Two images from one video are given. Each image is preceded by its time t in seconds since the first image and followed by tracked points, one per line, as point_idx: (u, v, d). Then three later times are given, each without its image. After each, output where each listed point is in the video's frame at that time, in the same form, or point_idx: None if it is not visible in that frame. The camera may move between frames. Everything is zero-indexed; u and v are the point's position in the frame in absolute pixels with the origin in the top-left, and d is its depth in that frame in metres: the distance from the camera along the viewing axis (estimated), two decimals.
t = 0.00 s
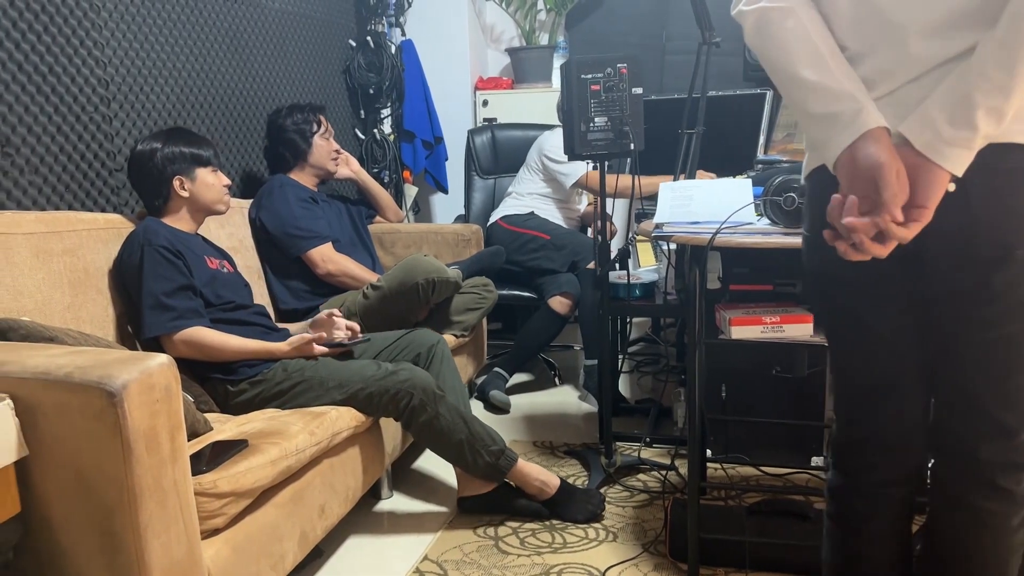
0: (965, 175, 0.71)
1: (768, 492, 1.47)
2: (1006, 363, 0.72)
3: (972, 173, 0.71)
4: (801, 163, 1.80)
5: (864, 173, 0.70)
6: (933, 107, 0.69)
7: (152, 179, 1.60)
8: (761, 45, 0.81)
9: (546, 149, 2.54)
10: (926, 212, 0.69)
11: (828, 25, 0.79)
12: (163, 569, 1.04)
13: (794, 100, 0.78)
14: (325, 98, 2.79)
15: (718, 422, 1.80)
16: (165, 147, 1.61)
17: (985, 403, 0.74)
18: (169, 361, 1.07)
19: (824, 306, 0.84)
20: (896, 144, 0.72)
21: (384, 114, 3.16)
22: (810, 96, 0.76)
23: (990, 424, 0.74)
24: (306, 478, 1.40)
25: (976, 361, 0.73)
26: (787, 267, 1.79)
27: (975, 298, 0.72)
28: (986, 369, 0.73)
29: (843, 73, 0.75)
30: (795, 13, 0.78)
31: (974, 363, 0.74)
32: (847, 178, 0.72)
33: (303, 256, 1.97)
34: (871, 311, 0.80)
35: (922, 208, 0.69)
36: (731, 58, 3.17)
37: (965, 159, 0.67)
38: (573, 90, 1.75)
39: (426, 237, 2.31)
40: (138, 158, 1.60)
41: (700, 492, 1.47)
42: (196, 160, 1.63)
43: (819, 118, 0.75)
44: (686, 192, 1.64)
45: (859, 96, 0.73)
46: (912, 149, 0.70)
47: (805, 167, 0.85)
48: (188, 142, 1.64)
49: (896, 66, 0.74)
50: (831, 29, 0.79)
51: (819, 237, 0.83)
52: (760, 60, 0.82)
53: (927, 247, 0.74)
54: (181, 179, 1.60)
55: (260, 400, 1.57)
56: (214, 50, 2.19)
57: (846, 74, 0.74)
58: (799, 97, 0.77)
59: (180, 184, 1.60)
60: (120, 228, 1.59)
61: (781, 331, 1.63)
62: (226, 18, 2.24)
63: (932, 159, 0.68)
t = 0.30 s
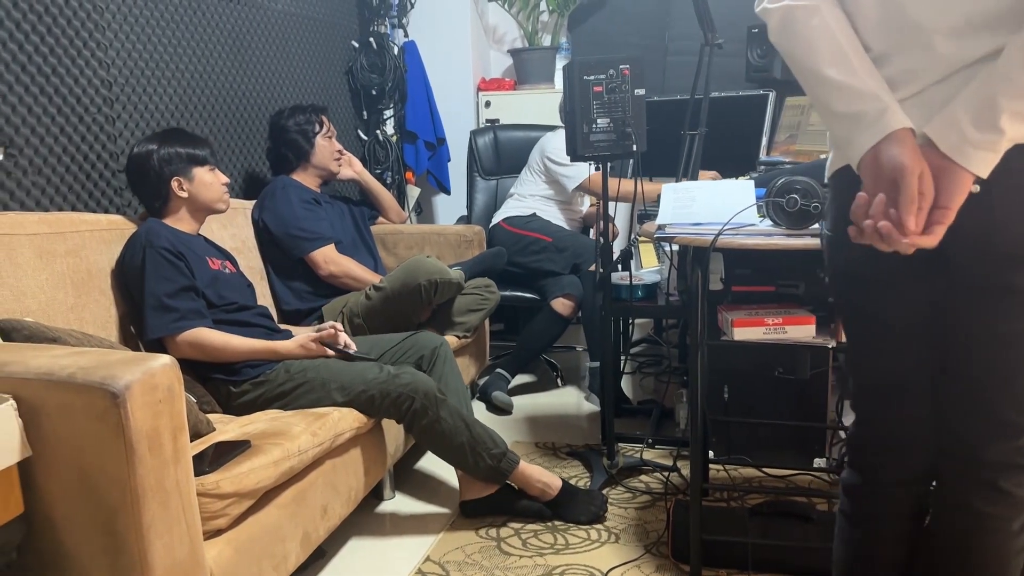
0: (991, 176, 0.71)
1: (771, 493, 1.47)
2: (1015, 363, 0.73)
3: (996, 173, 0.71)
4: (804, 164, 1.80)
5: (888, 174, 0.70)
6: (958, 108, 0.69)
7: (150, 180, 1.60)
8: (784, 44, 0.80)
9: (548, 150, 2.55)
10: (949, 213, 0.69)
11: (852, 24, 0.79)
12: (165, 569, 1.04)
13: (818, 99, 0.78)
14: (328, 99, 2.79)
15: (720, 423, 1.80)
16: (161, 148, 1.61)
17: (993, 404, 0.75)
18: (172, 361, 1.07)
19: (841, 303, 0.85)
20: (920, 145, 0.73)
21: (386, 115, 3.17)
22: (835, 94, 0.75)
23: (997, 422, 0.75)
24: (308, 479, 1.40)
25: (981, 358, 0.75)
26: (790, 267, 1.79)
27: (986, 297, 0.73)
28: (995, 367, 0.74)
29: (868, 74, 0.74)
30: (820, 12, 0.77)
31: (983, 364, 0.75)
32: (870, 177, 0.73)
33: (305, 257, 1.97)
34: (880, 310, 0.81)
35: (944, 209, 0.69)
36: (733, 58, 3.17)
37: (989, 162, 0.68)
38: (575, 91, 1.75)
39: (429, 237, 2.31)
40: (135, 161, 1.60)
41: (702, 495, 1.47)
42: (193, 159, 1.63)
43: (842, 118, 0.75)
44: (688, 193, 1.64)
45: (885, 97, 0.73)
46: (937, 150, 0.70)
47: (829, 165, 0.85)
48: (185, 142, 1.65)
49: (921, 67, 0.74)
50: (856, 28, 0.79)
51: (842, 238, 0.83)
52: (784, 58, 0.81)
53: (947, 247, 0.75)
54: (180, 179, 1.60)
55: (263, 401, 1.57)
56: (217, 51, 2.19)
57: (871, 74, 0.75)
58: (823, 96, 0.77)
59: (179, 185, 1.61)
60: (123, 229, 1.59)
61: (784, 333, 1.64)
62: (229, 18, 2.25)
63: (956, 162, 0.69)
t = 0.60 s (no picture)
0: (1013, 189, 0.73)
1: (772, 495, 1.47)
2: None
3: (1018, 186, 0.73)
4: (807, 165, 1.81)
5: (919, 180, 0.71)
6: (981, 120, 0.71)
7: (147, 182, 1.60)
8: (804, 48, 0.80)
9: (550, 151, 2.55)
10: (974, 223, 0.71)
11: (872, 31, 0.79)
12: (167, 569, 1.04)
13: (840, 104, 0.78)
14: (331, 100, 2.80)
15: (722, 425, 1.80)
16: (156, 149, 1.61)
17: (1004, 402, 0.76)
18: (174, 362, 1.07)
19: (856, 305, 0.86)
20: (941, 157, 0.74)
21: (389, 116, 3.17)
22: (856, 101, 0.76)
23: (1010, 421, 0.76)
24: (310, 479, 1.40)
25: (991, 363, 0.76)
26: (792, 269, 1.79)
27: (996, 300, 0.75)
28: (1003, 372, 0.76)
29: (889, 81, 0.75)
30: (839, 17, 0.77)
31: (994, 364, 0.76)
32: (894, 184, 0.74)
33: (307, 257, 1.97)
34: (893, 308, 0.82)
35: (970, 220, 0.71)
36: (735, 60, 3.17)
37: (1010, 175, 0.70)
38: (578, 92, 1.75)
39: (431, 238, 2.31)
40: (131, 163, 1.61)
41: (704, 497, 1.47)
42: (189, 159, 1.63)
43: (865, 124, 0.76)
44: (691, 194, 1.64)
45: (907, 105, 0.73)
46: (959, 162, 0.72)
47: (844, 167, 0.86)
48: (180, 142, 1.64)
49: (942, 78, 0.75)
50: (875, 34, 0.79)
51: (863, 241, 0.83)
52: (804, 62, 0.82)
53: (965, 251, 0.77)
54: (176, 180, 1.61)
55: (265, 402, 1.57)
56: (220, 52, 2.19)
57: (892, 81, 0.75)
58: (845, 101, 0.77)
59: (177, 185, 1.61)
60: (126, 230, 1.60)
61: (786, 334, 1.64)
62: (232, 19, 2.25)
63: (978, 175, 0.71)
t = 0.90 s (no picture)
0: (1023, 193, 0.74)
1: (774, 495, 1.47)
2: None
3: None
4: (809, 166, 1.81)
5: (934, 181, 0.71)
6: (996, 125, 0.72)
7: (147, 183, 1.61)
8: (815, 51, 0.81)
9: (552, 151, 2.55)
10: (986, 226, 0.72)
11: (883, 36, 0.79)
12: (169, 569, 1.04)
13: (849, 108, 0.78)
14: (333, 101, 2.80)
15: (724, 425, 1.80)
16: (155, 150, 1.61)
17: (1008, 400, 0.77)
18: (177, 362, 1.08)
19: (863, 306, 0.86)
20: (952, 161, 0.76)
21: (391, 117, 3.17)
22: (866, 105, 0.76)
23: (1010, 419, 0.77)
24: (313, 479, 1.40)
25: (995, 363, 0.77)
26: (795, 270, 1.80)
27: (997, 299, 0.76)
28: (1005, 372, 0.76)
29: (900, 85, 0.75)
30: (850, 21, 0.77)
31: (995, 361, 0.77)
32: (906, 187, 0.74)
33: (309, 258, 1.98)
34: (898, 308, 0.82)
35: (982, 222, 0.72)
36: (737, 61, 3.17)
37: (1021, 178, 0.72)
38: (580, 92, 1.75)
39: (433, 239, 2.32)
40: (131, 164, 1.61)
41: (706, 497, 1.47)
42: (189, 159, 1.63)
43: (875, 128, 0.76)
44: (694, 195, 1.64)
45: (918, 108, 0.73)
46: (971, 166, 0.74)
47: (853, 171, 0.86)
48: (178, 142, 1.64)
49: (953, 83, 0.75)
50: (886, 39, 0.79)
51: (874, 243, 0.83)
52: (813, 65, 0.82)
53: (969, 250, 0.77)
54: (176, 180, 1.61)
55: (267, 402, 1.58)
56: (223, 53, 2.20)
57: (902, 85, 0.75)
58: (855, 105, 0.77)
59: (177, 185, 1.61)
60: (128, 230, 1.60)
61: (788, 335, 1.66)
62: (235, 20, 2.25)
63: (991, 179, 0.72)
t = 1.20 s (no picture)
0: None
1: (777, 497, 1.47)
2: None
3: None
4: (811, 167, 1.81)
5: (940, 178, 0.71)
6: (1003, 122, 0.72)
7: (150, 183, 1.61)
8: (819, 50, 0.81)
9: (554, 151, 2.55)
10: (994, 223, 0.71)
11: (888, 35, 0.80)
12: (172, 569, 1.04)
13: (856, 106, 0.78)
14: (335, 101, 2.81)
15: (727, 426, 1.80)
16: (156, 151, 1.62)
17: (1008, 397, 0.77)
18: (180, 362, 1.08)
19: (867, 309, 0.87)
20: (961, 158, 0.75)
21: (393, 117, 3.18)
22: (872, 103, 0.76)
23: (1011, 416, 0.77)
24: (315, 479, 1.40)
25: (998, 363, 0.77)
26: (797, 271, 1.80)
27: (1000, 298, 0.76)
28: (1007, 370, 0.77)
29: (907, 84, 0.75)
30: (856, 20, 0.78)
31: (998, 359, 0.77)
32: (914, 185, 0.73)
33: (312, 258, 1.98)
34: (900, 308, 0.82)
35: (990, 219, 0.71)
36: (740, 62, 3.17)
37: None
38: (583, 92, 1.75)
39: (434, 240, 2.32)
40: (133, 164, 1.62)
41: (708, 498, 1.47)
42: (190, 159, 1.63)
43: (882, 126, 0.76)
44: (697, 196, 1.63)
45: (925, 107, 0.73)
46: (979, 163, 0.73)
47: (858, 169, 0.85)
48: (179, 142, 1.65)
49: (959, 81, 0.76)
50: (891, 39, 0.80)
51: (875, 240, 0.84)
52: (818, 64, 0.82)
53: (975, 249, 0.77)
54: (179, 180, 1.61)
55: (270, 402, 1.58)
56: (226, 53, 2.20)
57: (908, 83, 0.75)
58: (861, 104, 0.78)
59: (180, 185, 1.62)
60: (131, 231, 1.60)
61: (791, 336, 1.67)
62: (237, 20, 2.26)
63: (999, 175, 0.71)
